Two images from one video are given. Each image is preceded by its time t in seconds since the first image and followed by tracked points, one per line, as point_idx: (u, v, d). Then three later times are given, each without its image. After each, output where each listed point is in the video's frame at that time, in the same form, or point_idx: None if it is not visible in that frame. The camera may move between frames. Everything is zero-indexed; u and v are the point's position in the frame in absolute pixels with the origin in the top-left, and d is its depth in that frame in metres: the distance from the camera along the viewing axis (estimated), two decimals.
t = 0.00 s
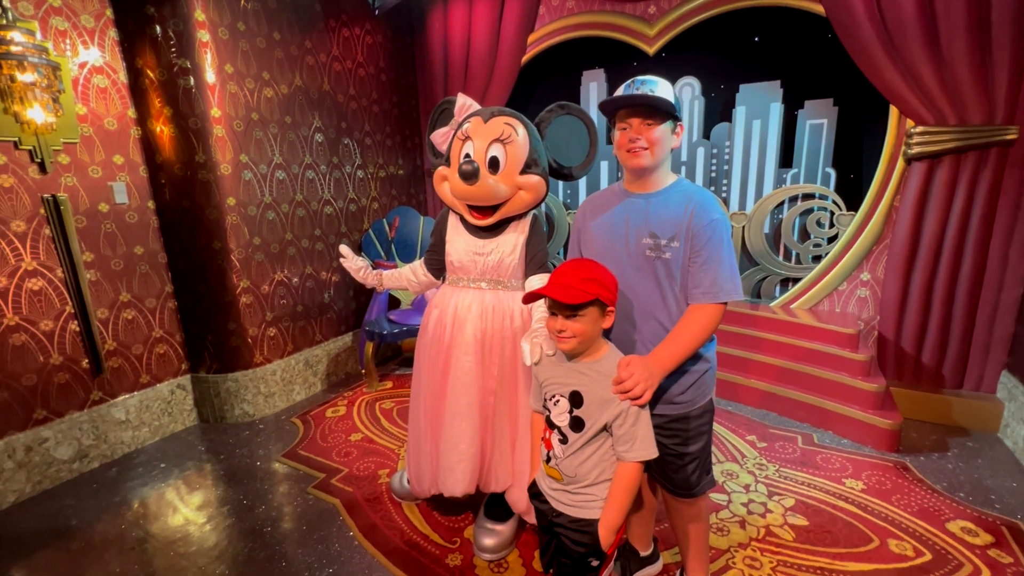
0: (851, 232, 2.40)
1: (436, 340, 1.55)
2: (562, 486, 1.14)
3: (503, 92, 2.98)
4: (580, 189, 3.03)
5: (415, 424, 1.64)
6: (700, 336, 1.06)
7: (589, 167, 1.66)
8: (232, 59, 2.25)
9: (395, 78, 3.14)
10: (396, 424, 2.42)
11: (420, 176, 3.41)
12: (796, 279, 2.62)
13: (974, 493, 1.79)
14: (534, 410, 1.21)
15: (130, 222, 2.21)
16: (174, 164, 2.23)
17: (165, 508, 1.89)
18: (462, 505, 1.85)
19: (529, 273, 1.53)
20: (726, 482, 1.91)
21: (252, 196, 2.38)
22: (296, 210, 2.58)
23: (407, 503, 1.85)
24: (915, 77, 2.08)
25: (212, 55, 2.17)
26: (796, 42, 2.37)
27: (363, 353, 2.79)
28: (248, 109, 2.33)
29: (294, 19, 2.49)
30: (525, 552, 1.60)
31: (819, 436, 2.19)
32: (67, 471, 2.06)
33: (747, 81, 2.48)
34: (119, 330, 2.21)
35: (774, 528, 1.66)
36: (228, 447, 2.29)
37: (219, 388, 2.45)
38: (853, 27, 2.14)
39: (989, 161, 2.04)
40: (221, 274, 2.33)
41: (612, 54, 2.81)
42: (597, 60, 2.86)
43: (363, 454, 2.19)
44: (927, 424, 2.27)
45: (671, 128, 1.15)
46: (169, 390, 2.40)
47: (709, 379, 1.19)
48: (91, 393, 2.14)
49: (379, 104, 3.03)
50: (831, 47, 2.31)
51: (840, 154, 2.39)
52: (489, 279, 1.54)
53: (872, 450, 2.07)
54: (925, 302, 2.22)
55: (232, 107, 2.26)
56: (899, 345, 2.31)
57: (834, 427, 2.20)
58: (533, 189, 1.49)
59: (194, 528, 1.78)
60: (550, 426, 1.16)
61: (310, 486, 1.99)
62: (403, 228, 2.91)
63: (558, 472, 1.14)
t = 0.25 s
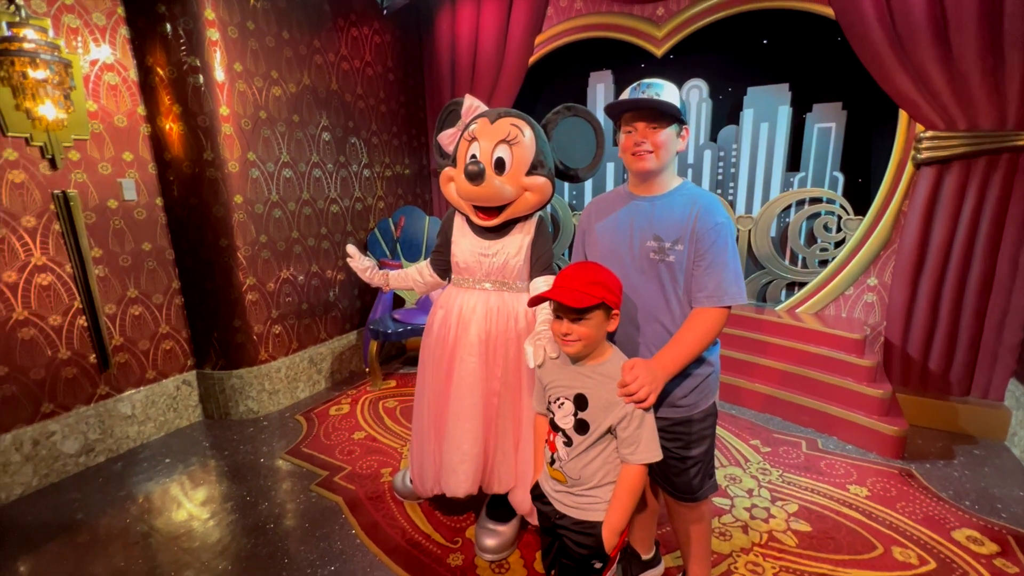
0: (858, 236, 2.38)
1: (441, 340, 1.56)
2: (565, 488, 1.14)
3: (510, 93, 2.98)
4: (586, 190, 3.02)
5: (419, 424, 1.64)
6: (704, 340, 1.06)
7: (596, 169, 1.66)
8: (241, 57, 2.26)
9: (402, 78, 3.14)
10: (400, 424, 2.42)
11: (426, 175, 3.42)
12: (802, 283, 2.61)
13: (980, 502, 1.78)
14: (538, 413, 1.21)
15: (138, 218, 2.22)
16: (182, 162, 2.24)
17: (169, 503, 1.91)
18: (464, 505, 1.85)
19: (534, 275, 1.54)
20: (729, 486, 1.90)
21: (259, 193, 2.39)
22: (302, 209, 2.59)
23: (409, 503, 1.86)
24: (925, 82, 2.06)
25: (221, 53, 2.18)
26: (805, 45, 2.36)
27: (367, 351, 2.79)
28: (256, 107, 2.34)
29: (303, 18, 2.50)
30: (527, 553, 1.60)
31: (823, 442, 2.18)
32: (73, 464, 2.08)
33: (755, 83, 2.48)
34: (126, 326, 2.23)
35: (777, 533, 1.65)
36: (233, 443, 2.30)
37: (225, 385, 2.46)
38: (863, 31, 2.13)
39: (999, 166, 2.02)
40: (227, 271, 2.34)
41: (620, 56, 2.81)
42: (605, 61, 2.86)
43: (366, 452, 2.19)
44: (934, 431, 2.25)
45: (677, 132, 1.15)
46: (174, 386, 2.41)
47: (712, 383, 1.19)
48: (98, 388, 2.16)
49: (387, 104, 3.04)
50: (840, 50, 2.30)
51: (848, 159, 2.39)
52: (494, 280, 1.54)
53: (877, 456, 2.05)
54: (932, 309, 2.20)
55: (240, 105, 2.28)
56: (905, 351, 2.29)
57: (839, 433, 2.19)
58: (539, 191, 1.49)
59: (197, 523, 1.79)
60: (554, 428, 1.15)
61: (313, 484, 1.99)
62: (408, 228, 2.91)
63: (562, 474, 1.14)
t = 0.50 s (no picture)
0: (865, 238, 2.37)
1: (444, 338, 1.56)
2: (570, 487, 1.14)
3: (516, 92, 2.97)
4: (591, 189, 3.02)
5: (422, 422, 1.65)
6: (709, 340, 1.06)
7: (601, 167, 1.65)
8: (248, 54, 2.27)
9: (408, 75, 3.14)
10: (402, 421, 2.43)
11: (431, 173, 3.42)
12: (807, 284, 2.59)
13: (985, 507, 1.77)
14: (542, 412, 1.21)
15: (144, 213, 2.24)
16: (189, 157, 2.25)
17: (173, 496, 1.92)
18: (466, 502, 1.86)
19: (538, 273, 1.53)
20: (732, 488, 1.89)
21: (265, 190, 2.40)
22: (308, 205, 2.60)
23: (411, 499, 1.86)
24: (935, 83, 2.04)
25: (228, 49, 2.19)
26: (813, 45, 2.35)
27: (371, 348, 2.80)
28: (262, 104, 2.35)
29: (310, 15, 2.51)
30: (528, 551, 1.60)
31: (827, 444, 2.16)
32: (79, 457, 2.10)
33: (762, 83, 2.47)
34: (132, 320, 2.24)
35: (780, 535, 1.64)
36: (236, 438, 2.31)
37: (229, 380, 2.47)
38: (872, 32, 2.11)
39: (1009, 169, 1.99)
40: (232, 266, 2.35)
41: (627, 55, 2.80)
42: (611, 60, 2.85)
43: (368, 449, 2.20)
44: (939, 435, 2.24)
45: (683, 131, 1.14)
46: (179, 380, 2.43)
47: (715, 383, 1.18)
48: (103, 381, 2.17)
49: (393, 101, 3.04)
50: (849, 50, 2.28)
51: (856, 160, 2.37)
52: (498, 279, 1.54)
53: (881, 460, 2.04)
54: (939, 312, 2.18)
55: (247, 101, 2.28)
56: (911, 354, 2.28)
57: (843, 436, 2.18)
58: (543, 190, 1.49)
59: (201, 517, 1.80)
60: (559, 428, 1.15)
61: (315, 479, 2.00)
62: (413, 226, 2.91)
63: (566, 474, 1.14)
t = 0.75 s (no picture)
0: (871, 239, 2.35)
1: (446, 335, 1.56)
2: (573, 486, 1.14)
3: (521, 89, 2.97)
4: (596, 188, 3.01)
5: (423, 418, 1.65)
6: (713, 339, 1.06)
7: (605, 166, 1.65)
8: (253, 49, 2.27)
9: (413, 72, 3.14)
10: (404, 417, 2.43)
11: (435, 170, 3.42)
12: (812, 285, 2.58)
13: (988, 510, 1.76)
14: (546, 410, 1.21)
15: (150, 208, 2.24)
16: (194, 153, 2.26)
17: (176, 490, 1.93)
18: (467, 499, 1.86)
19: (541, 271, 1.53)
20: (734, 488, 1.89)
21: (270, 185, 2.40)
22: (312, 201, 2.61)
23: (413, 496, 1.86)
24: (943, 83, 2.03)
25: (234, 45, 2.19)
26: (821, 44, 2.34)
27: (374, 345, 2.81)
28: (268, 99, 2.35)
29: (316, 11, 2.51)
30: (529, 549, 1.60)
31: (830, 446, 2.16)
32: (83, 450, 2.11)
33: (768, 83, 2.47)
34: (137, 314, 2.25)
35: (782, 536, 1.64)
36: (240, 433, 2.32)
37: (232, 374, 2.48)
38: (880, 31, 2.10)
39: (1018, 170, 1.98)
40: (237, 262, 2.36)
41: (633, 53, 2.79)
42: (617, 58, 2.85)
43: (371, 445, 2.21)
44: (942, 438, 2.23)
45: (689, 130, 1.14)
46: (183, 375, 2.44)
47: (719, 382, 1.18)
48: (108, 374, 2.18)
49: (398, 98, 3.04)
50: (857, 50, 2.27)
51: (862, 160, 2.36)
52: (501, 277, 1.54)
53: (884, 462, 2.03)
54: (945, 314, 2.17)
55: (252, 97, 2.29)
56: (916, 356, 2.26)
57: (846, 437, 2.17)
58: (547, 189, 1.49)
59: (203, 511, 1.81)
60: (562, 426, 1.15)
61: (318, 475, 2.01)
62: (416, 223, 2.91)
63: (569, 472, 1.14)
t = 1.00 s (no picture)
0: (873, 240, 2.35)
1: (447, 333, 1.56)
2: (574, 485, 1.13)
3: (524, 88, 2.96)
4: (598, 186, 3.01)
5: (423, 416, 1.65)
6: (716, 338, 1.05)
7: (607, 165, 1.64)
8: (256, 46, 2.27)
9: (416, 69, 3.14)
10: (405, 415, 2.44)
11: (437, 168, 3.42)
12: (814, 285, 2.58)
13: (990, 512, 1.75)
14: (547, 409, 1.20)
15: (152, 204, 2.24)
16: (196, 149, 2.26)
17: (177, 485, 1.93)
18: (467, 497, 1.86)
19: (542, 270, 1.53)
20: (734, 488, 1.88)
21: (272, 182, 2.41)
22: (314, 198, 2.61)
23: (413, 493, 1.87)
24: (948, 83, 2.02)
25: (237, 41, 2.19)
26: (825, 44, 2.33)
27: (375, 342, 2.81)
28: (270, 96, 2.35)
29: (318, 8, 2.50)
30: (528, 547, 1.60)
31: (831, 446, 2.15)
32: (85, 445, 2.12)
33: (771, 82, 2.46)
34: (139, 310, 2.25)
35: (782, 536, 1.64)
36: (241, 429, 2.33)
37: (233, 371, 2.48)
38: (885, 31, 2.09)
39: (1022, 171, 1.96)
40: (238, 258, 2.36)
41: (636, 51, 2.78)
42: (620, 57, 2.84)
43: (371, 442, 2.21)
44: (944, 439, 2.23)
45: (692, 129, 1.13)
46: (185, 370, 2.44)
47: (721, 381, 1.18)
48: (110, 369, 2.19)
49: (400, 95, 3.04)
50: (861, 49, 2.26)
51: (865, 160, 2.35)
52: (502, 275, 1.53)
53: (885, 462, 2.03)
54: (947, 315, 2.16)
55: (255, 94, 2.29)
56: (918, 356, 2.26)
57: (847, 438, 2.16)
58: (549, 186, 1.48)
59: (204, 506, 1.81)
60: (564, 425, 1.15)
61: (318, 471, 2.01)
62: (418, 220, 2.91)
63: (571, 471, 1.13)
